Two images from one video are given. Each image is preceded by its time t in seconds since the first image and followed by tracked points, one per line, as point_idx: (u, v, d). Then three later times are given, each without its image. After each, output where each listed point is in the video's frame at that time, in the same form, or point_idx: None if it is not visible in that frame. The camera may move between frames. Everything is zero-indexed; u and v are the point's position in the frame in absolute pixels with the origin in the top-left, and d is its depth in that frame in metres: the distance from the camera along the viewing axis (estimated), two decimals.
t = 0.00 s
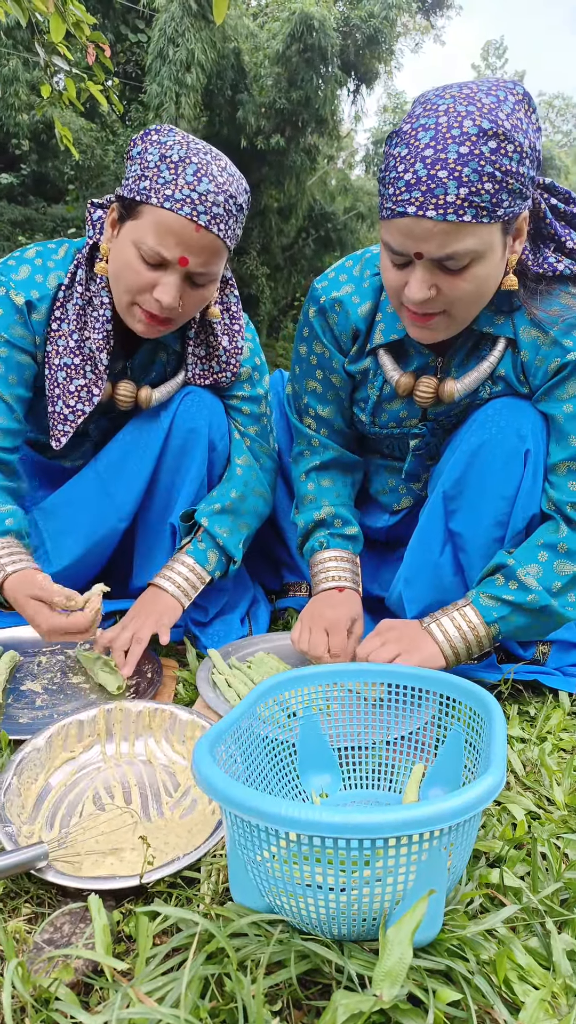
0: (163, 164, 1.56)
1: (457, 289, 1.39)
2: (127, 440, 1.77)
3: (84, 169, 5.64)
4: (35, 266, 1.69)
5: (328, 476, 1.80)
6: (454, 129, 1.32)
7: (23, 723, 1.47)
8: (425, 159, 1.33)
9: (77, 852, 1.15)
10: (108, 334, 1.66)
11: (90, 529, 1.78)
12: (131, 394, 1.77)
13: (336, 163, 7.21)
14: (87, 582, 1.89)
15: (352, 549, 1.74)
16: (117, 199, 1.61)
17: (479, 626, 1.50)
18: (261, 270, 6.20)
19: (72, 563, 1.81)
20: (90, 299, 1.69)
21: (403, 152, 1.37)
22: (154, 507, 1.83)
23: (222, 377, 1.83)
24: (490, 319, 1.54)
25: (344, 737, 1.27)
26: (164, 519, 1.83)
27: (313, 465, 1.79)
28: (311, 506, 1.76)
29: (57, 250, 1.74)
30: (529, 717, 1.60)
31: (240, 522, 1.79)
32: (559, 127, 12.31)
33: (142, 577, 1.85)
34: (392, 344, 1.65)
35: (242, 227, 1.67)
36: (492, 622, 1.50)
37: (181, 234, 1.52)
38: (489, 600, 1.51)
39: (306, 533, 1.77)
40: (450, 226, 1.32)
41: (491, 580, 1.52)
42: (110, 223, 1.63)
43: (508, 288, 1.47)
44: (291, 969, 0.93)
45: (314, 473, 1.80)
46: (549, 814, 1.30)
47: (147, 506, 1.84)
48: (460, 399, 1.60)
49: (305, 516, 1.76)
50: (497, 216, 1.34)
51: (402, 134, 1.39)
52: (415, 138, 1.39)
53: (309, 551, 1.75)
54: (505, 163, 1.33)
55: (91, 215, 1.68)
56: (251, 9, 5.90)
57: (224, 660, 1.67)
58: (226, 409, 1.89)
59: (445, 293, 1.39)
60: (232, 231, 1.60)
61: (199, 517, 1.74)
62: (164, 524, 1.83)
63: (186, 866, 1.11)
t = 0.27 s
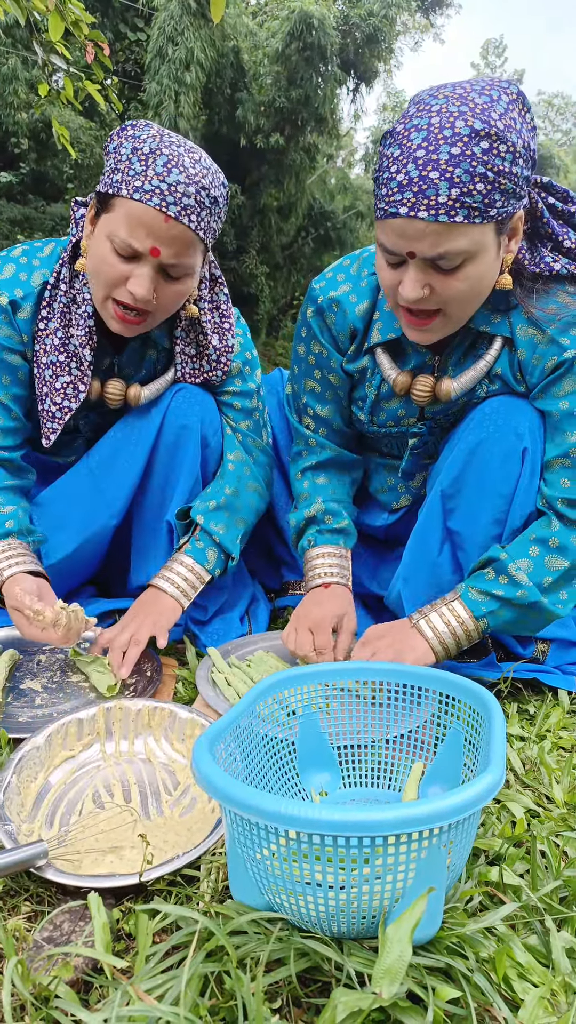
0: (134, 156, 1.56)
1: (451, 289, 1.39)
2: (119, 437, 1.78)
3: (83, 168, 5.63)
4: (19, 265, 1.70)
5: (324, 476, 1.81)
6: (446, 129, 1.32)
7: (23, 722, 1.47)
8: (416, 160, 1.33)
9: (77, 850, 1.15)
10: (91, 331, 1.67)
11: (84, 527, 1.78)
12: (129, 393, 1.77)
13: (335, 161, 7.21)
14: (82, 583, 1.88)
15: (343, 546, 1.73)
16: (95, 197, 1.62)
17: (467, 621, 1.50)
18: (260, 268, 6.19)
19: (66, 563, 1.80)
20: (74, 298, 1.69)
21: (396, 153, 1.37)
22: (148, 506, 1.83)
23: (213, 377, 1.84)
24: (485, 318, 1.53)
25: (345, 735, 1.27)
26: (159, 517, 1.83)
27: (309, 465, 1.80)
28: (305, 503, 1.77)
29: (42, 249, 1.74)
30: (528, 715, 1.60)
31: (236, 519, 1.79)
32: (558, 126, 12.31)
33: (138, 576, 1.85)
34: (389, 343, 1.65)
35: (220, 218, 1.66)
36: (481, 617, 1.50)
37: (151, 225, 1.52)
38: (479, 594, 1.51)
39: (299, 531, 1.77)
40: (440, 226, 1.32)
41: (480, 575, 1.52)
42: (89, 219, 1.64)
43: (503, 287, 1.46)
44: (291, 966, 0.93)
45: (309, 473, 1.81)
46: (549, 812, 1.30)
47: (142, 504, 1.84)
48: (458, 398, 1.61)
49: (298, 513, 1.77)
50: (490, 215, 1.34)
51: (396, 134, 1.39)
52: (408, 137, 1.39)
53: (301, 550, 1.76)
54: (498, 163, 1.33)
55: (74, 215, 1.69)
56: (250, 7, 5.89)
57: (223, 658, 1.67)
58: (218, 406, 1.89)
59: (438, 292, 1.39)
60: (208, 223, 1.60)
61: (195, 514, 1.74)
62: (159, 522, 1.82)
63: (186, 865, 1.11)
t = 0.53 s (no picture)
0: (120, 153, 1.57)
1: (442, 288, 1.39)
2: (111, 440, 1.78)
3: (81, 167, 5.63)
4: (9, 265, 1.72)
5: (323, 476, 1.80)
6: (436, 129, 1.32)
7: (21, 721, 1.47)
8: (406, 160, 1.33)
9: (76, 849, 1.15)
10: (80, 330, 1.67)
11: (78, 529, 1.77)
12: (127, 392, 1.77)
13: (334, 161, 7.20)
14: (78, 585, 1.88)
15: (344, 550, 1.74)
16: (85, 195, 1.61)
17: (449, 616, 1.50)
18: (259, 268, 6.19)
19: (61, 565, 1.79)
20: (65, 296, 1.69)
21: (386, 152, 1.37)
22: (143, 507, 1.83)
23: (204, 378, 1.84)
24: (478, 319, 1.53)
25: (343, 734, 1.27)
26: (153, 519, 1.83)
27: (308, 465, 1.79)
28: (306, 505, 1.76)
29: (33, 250, 1.76)
30: (527, 715, 1.61)
31: (228, 521, 1.79)
32: (557, 126, 12.31)
33: (134, 577, 1.85)
34: (383, 342, 1.66)
35: (209, 216, 1.66)
36: (462, 612, 1.50)
37: (135, 221, 1.51)
38: (461, 591, 1.50)
39: (300, 531, 1.76)
40: (429, 227, 1.32)
41: (463, 570, 1.52)
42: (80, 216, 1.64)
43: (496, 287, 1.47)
44: (291, 965, 0.93)
45: (309, 473, 1.80)
46: (548, 811, 1.30)
47: (136, 506, 1.84)
48: (448, 399, 1.61)
49: (299, 513, 1.76)
50: (480, 215, 1.34)
51: (387, 134, 1.39)
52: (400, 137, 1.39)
53: (303, 550, 1.74)
54: (488, 163, 1.33)
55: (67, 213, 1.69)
56: (249, 6, 5.89)
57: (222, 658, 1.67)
58: (212, 408, 1.90)
59: (429, 292, 1.39)
60: (195, 219, 1.59)
61: (187, 519, 1.74)
62: (153, 524, 1.83)
63: (185, 865, 1.11)
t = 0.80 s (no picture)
0: (120, 155, 1.56)
1: (431, 291, 1.39)
2: (107, 440, 1.78)
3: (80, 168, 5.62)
4: (5, 265, 1.70)
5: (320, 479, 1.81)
6: (419, 137, 1.32)
7: (20, 723, 1.47)
8: (390, 169, 1.33)
9: (75, 851, 1.15)
10: (76, 335, 1.67)
11: (74, 529, 1.77)
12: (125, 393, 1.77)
13: (333, 162, 7.21)
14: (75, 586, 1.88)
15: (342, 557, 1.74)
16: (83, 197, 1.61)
17: (453, 618, 1.50)
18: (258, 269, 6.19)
19: (57, 565, 1.79)
20: (59, 300, 1.69)
21: (372, 161, 1.38)
22: (139, 508, 1.83)
23: (200, 378, 1.83)
24: (469, 320, 1.54)
25: (341, 736, 1.27)
26: (149, 521, 1.84)
27: (305, 471, 1.79)
28: (304, 510, 1.77)
29: (28, 250, 1.74)
30: (525, 716, 1.61)
31: (225, 527, 1.79)
32: (555, 127, 12.34)
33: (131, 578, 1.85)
34: (377, 345, 1.66)
35: (207, 216, 1.67)
36: (466, 615, 1.50)
37: (140, 223, 1.52)
38: (465, 592, 1.50)
39: (297, 537, 1.77)
40: (417, 233, 1.33)
41: (466, 573, 1.52)
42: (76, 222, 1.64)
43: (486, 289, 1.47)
44: (289, 967, 0.93)
45: (306, 476, 1.80)
46: (546, 812, 1.30)
47: (132, 507, 1.84)
48: (444, 399, 1.60)
49: (297, 520, 1.76)
50: (466, 220, 1.34)
51: (372, 142, 1.39)
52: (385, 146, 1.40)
53: (301, 557, 1.74)
54: (473, 168, 1.33)
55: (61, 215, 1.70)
56: (247, 8, 5.89)
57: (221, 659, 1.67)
58: (207, 410, 1.89)
59: (419, 295, 1.39)
60: (196, 219, 1.59)
61: (186, 523, 1.74)
62: (150, 526, 1.83)
63: (184, 866, 1.11)
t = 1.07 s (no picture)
0: (125, 161, 1.56)
1: (428, 294, 1.39)
2: (114, 440, 1.78)
3: (83, 169, 5.63)
4: (11, 269, 1.73)
5: (312, 480, 1.81)
6: (415, 139, 1.32)
7: (23, 724, 1.47)
8: (386, 170, 1.33)
9: (78, 852, 1.15)
10: (83, 337, 1.67)
11: (80, 529, 1.77)
12: (128, 394, 1.78)
13: (336, 163, 7.21)
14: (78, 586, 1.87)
15: (329, 553, 1.73)
16: (87, 203, 1.61)
17: (467, 624, 1.49)
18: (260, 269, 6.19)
19: (63, 564, 1.79)
20: (66, 302, 1.70)
21: (367, 164, 1.38)
22: (145, 508, 1.83)
23: (206, 377, 1.84)
24: (469, 323, 1.53)
25: (344, 737, 1.27)
26: (155, 521, 1.83)
27: (297, 469, 1.80)
28: (292, 506, 1.77)
29: (33, 253, 1.77)
30: (528, 717, 1.60)
31: (234, 526, 1.79)
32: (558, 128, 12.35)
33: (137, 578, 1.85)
34: (376, 349, 1.66)
35: (212, 220, 1.66)
36: (480, 619, 1.49)
37: (145, 231, 1.52)
38: (479, 598, 1.49)
39: (286, 534, 1.77)
40: (412, 235, 1.33)
41: (480, 578, 1.50)
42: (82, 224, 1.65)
43: (484, 292, 1.47)
44: (292, 969, 0.93)
45: (297, 477, 1.80)
46: (549, 814, 1.30)
47: (138, 507, 1.83)
48: (445, 400, 1.60)
49: (284, 518, 1.76)
50: (461, 223, 1.34)
51: (367, 146, 1.39)
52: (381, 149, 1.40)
53: (287, 554, 1.75)
54: (467, 171, 1.33)
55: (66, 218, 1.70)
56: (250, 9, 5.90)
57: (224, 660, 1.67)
58: (214, 410, 1.91)
59: (415, 298, 1.39)
60: (200, 225, 1.59)
61: (196, 522, 1.73)
62: (156, 526, 1.83)
63: (187, 867, 1.11)
